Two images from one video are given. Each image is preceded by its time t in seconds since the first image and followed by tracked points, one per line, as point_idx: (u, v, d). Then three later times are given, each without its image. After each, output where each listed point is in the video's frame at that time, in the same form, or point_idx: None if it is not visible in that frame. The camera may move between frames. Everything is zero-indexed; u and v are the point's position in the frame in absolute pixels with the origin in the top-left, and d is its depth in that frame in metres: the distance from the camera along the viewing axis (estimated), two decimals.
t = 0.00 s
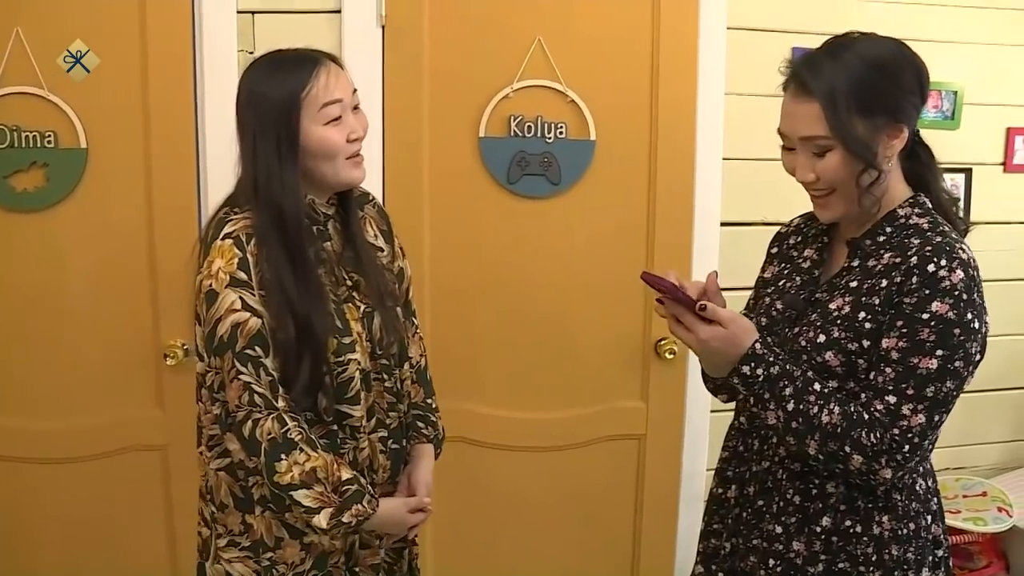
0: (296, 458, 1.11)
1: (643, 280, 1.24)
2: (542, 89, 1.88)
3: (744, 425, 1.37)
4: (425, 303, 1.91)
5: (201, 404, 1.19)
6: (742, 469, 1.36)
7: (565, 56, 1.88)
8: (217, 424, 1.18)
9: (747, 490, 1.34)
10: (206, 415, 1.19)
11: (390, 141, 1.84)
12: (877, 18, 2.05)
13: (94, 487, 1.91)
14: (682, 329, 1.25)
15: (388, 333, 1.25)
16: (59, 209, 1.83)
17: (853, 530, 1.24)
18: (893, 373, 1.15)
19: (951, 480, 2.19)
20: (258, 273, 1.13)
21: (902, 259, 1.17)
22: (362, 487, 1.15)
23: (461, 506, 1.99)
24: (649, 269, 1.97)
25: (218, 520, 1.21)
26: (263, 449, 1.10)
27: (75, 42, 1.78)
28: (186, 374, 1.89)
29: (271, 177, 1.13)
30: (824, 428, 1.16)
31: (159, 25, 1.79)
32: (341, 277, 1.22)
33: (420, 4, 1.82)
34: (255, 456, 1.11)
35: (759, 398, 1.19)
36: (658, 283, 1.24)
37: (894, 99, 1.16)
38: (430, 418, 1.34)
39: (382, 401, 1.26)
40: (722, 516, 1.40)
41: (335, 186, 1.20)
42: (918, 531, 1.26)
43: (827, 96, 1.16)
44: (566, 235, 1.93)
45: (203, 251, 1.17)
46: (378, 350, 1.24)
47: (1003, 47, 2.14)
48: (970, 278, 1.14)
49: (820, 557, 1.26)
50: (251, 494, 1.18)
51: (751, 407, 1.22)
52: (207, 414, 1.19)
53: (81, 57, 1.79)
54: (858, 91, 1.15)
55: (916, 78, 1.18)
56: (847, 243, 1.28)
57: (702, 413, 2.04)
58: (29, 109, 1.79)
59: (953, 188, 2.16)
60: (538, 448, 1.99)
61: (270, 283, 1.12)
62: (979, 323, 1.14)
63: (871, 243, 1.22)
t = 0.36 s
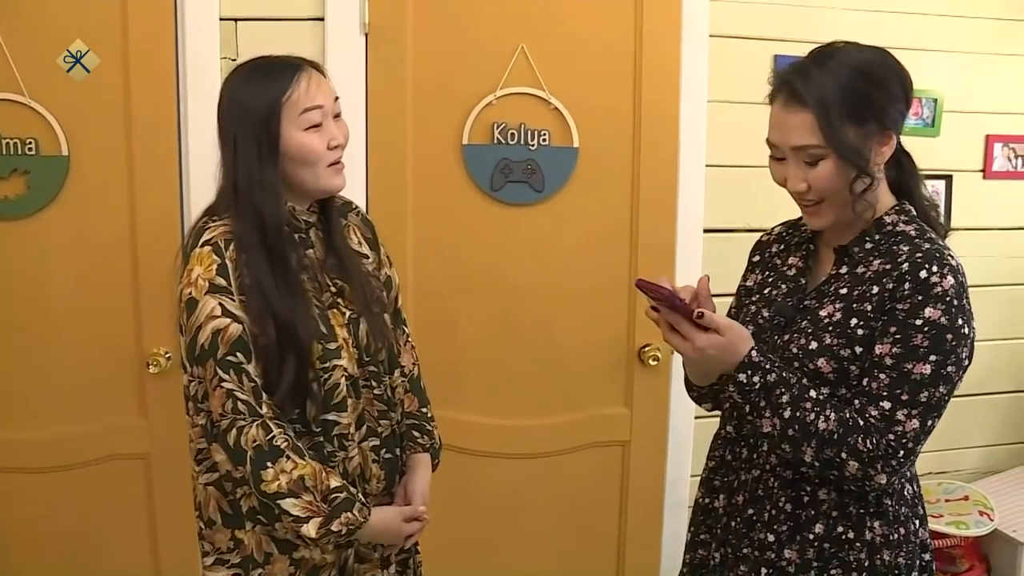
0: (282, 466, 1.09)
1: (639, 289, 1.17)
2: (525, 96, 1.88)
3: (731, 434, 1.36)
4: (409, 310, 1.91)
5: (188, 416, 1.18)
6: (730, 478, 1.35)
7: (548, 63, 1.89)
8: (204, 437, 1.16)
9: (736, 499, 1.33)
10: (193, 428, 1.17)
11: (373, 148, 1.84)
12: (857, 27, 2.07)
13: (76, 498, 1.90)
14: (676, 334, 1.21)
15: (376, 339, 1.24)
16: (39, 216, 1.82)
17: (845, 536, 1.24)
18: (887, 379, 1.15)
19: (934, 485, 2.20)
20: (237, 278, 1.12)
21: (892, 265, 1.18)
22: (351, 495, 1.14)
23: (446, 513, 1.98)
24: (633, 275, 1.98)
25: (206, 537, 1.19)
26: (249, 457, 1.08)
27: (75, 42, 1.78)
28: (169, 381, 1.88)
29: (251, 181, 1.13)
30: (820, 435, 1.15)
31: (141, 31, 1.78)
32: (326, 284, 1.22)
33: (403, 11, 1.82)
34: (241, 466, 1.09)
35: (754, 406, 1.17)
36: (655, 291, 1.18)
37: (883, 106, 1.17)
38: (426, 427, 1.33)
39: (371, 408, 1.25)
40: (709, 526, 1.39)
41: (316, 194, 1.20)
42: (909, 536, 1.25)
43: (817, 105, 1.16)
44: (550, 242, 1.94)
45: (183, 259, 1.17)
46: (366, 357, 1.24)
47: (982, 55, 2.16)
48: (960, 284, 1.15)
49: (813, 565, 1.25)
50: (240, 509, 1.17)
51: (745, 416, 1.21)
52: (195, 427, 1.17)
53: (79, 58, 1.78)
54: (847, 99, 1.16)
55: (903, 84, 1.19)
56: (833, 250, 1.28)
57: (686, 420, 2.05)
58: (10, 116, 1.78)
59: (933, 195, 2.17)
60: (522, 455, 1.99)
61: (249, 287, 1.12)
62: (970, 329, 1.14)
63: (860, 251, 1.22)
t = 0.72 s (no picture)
0: (264, 479, 1.08)
1: (634, 298, 1.16)
2: (511, 101, 1.89)
3: (719, 440, 1.36)
4: (396, 316, 1.91)
5: (167, 433, 1.16)
6: (720, 485, 1.35)
7: (534, 69, 1.89)
8: (184, 452, 1.15)
9: (726, 506, 1.33)
10: (173, 443, 1.16)
11: (360, 154, 1.84)
12: (840, 32, 2.08)
13: (60, 506, 1.89)
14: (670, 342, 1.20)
15: (359, 346, 1.24)
16: (23, 222, 1.81)
17: (838, 540, 1.24)
18: (879, 383, 1.15)
19: (920, 487, 2.22)
20: (213, 289, 1.12)
21: (880, 270, 1.18)
22: (336, 507, 1.14)
23: (433, 519, 1.98)
24: (619, 280, 1.98)
25: (190, 557, 1.18)
26: (229, 471, 1.08)
27: (75, 42, 1.77)
28: (155, 388, 1.87)
29: (227, 187, 1.13)
30: (815, 440, 1.15)
31: (126, 37, 1.77)
32: (307, 292, 1.21)
33: (389, 17, 1.83)
34: (222, 480, 1.09)
35: (748, 413, 1.17)
36: (650, 300, 1.16)
37: (869, 112, 1.17)
38: (413, 436, 1.34)
39: (358, 417, 1.24)
40: (699, 534, 1.38)
41: (293, 202, 1.19)
42: (899, 538, 1.26)
43: (805, 112, 1.16)
44: (537, 247, 1.94)
45: (160, 271, 1.16)
46: (350, 364, 1.23)
47: (965, 61, 2.18)
48: (947, 288, 1.16)
49: (806, 569, 1.25)
50: (224, 526, 1.16)
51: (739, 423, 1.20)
52: (174, 443, 1.16)
53: (80, 58, 1.78)
54: (834, 105, 1.16)
55: (886, 91, 1.20)
56: (818, 255, 1.28)
57: (673, 424, 2.06)
58: None
59: (918, 200, 2.19)
60: (510, 461, 1.99)
61: (225, 297, 1.11)
62: (957, 331, 1.15)
63: (845, 255, 1.23)
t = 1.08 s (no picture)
0: (256, 491, 1.08)
1: (618, 308, 1.17)
2: (504, 104, 1.89)
3: (710, 444, 1.36)
4: (389, 319, 1.90)
5: (155, 444, 1.16)
6: (710, 488, 1.35)
7: (527, 72, 1.90)
8: (173, 463, 1.15)
9: (717, 509, 1.33)
10: (162, 454, 1.15)
11: (353, 157, 1.84)
12: (833, 35, 2.08)
13: (52, 512, 1.88)
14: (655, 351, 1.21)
15: (350, 353, 1.24)
16: (14, 226, 1.80)
17: (828, 543, 1.24)
18: (866, 389, 1.15)
19: (913, 489, 2.22)
20: (204, 298, 1.11)
21: (867, 274, 1.18)
22: (329, 519, 1.14)
23: (427, 522, 1.97)
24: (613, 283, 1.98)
25: (179, 568, 1.17)
26: (221, 483, 1.08)
27: (75, 42, 1.77)
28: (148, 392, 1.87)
29: (218, 192, 1.13)
30: (802, 447, 1.16)
31: (119, 40, 1.77)
32: (297, 299, 1.21)
33: (382, 20, 1.82)
34: (214, 492, 1.08)
35: (735, 420, 1.18)
36: (634, 310, 1.17)
37: (863, 107, 1.17)
38: (403, 442, 1.33)
39: (349, 425, 1.25)
40: (691, 536, 1.39)
41: (283, 207, 1.19)
42: (889, 541, 1.27)
43: (797, 98, 1.17)
44: (530, 250, 1.94)
45: (149, 279, 1.16)
46: (341, 372, 1.23)
47: (956, 64, 2.18)
48: (933, 292, 1.15)
49: (796, 572, 1.25)
50: (215, 536, 1.16)
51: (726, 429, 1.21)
52: (163, 453, 1.15)
53: (79, 58, 1.77)
54: (827, 95, 1.17)
55: (883, 94, 1.20)
56: (806, 258, 1.29)
57: (666, 426, 2.06)
58: None
59: (910, 202, 2.19)
60: (503, 463, 1.99)
61: (216, 306, 1.10)
62: (944, 335, 1.15)
63: (832, 258, 1.22)
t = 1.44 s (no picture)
0: (254, 496, 1.08)
1: (597, 311, 1.23)
2: (503, 105, 1.89)
3: (705, 444, 1.38)
4: (386, 321, 1.90)
5: (152, 447, 1.16)
6: (705, 488, 1.36)
7: (525, 73, 1.90)
8: (170, 467, 1.14)
9: (711, 509, 1.34)
10: (158, 458, 1.15)
11: (351, 158, 1.83)
12: (832, 36, 2.09)
13: (50, 513, 1.88)
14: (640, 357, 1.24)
15: (349, 356, 1.24)
16: (11, 228, 1.79)
17: (817, 544, 1.23)
18: (848, 392, 1.15)
19: (911, 490, 2.23)
20: (202, 301, 1.11)
21: (852, 276, 1.17)
22: (327, 523, 1.13)
23: (425, 524, 1.97)
24: (610, 285, 1.99)
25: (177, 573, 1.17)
26: (218, 488, 1.07)
27: (75, 41, 1.77)
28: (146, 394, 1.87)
29: (216, 193, 1.12)
30: (783, 449, 1.16)
31: (117, 41, 1.77)
32: (295, 302, 1.21)
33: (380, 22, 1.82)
34: (211, 497, 1.08)
35: (716, 422, 1.19)
36: (614, 315, 1.24)
37: (850, 95, 1.18)
38: (401, 446, 1.33)
39: (347, 429, 1.25)
40: (687, 535, 1.39)
41: (282, 207, 1.19)
42: (882, 543, 1.24)
43: (786, 91, 1.17)
44: (528, 251, 1.94)
45: (146, 283, 1.15)
46: (340, 375, 1.23)
47: (953, 66, 2.19)
48: (918, 292, 1.14)
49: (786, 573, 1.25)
50: (212, 540, 1.15)
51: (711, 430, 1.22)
52: (159, 457, 1.15)
53: (79, 58, 1.77)
54: (816, 88, 1.17)
55: (871, 88, 1.20)
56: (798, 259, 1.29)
57: (665, 427, 2.06)
58: None
59: (908, 203, 2.19)
60: (501, 464, 1.99)
61: (214, 309, 1.10)
62: (930, 337, 1.14)
63: (821, 259, 1.22)
